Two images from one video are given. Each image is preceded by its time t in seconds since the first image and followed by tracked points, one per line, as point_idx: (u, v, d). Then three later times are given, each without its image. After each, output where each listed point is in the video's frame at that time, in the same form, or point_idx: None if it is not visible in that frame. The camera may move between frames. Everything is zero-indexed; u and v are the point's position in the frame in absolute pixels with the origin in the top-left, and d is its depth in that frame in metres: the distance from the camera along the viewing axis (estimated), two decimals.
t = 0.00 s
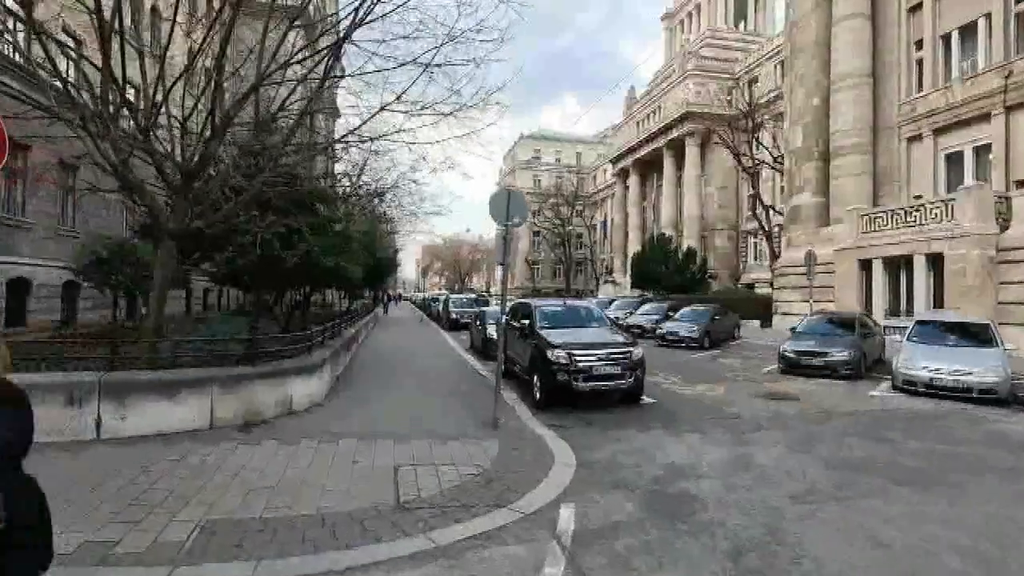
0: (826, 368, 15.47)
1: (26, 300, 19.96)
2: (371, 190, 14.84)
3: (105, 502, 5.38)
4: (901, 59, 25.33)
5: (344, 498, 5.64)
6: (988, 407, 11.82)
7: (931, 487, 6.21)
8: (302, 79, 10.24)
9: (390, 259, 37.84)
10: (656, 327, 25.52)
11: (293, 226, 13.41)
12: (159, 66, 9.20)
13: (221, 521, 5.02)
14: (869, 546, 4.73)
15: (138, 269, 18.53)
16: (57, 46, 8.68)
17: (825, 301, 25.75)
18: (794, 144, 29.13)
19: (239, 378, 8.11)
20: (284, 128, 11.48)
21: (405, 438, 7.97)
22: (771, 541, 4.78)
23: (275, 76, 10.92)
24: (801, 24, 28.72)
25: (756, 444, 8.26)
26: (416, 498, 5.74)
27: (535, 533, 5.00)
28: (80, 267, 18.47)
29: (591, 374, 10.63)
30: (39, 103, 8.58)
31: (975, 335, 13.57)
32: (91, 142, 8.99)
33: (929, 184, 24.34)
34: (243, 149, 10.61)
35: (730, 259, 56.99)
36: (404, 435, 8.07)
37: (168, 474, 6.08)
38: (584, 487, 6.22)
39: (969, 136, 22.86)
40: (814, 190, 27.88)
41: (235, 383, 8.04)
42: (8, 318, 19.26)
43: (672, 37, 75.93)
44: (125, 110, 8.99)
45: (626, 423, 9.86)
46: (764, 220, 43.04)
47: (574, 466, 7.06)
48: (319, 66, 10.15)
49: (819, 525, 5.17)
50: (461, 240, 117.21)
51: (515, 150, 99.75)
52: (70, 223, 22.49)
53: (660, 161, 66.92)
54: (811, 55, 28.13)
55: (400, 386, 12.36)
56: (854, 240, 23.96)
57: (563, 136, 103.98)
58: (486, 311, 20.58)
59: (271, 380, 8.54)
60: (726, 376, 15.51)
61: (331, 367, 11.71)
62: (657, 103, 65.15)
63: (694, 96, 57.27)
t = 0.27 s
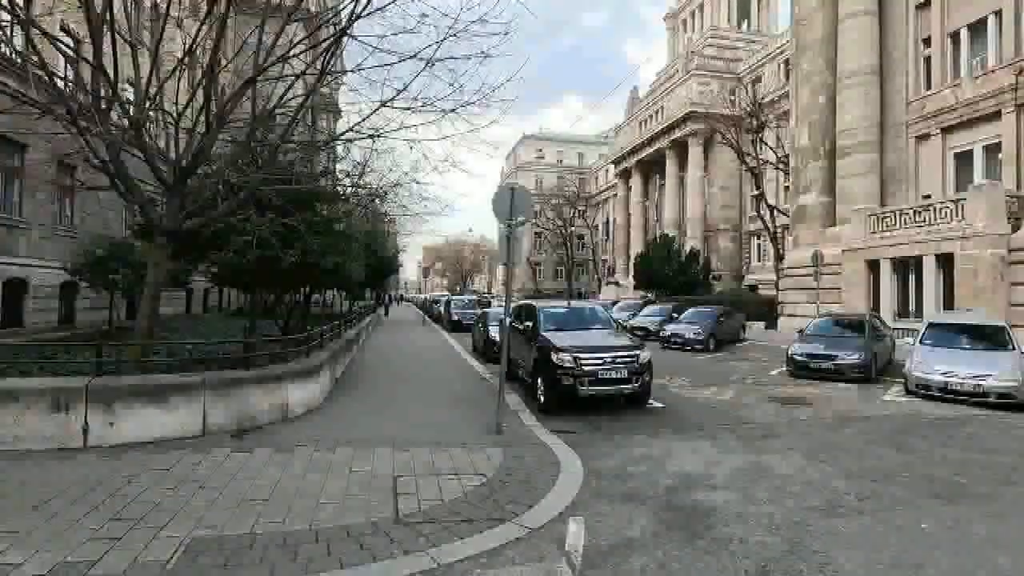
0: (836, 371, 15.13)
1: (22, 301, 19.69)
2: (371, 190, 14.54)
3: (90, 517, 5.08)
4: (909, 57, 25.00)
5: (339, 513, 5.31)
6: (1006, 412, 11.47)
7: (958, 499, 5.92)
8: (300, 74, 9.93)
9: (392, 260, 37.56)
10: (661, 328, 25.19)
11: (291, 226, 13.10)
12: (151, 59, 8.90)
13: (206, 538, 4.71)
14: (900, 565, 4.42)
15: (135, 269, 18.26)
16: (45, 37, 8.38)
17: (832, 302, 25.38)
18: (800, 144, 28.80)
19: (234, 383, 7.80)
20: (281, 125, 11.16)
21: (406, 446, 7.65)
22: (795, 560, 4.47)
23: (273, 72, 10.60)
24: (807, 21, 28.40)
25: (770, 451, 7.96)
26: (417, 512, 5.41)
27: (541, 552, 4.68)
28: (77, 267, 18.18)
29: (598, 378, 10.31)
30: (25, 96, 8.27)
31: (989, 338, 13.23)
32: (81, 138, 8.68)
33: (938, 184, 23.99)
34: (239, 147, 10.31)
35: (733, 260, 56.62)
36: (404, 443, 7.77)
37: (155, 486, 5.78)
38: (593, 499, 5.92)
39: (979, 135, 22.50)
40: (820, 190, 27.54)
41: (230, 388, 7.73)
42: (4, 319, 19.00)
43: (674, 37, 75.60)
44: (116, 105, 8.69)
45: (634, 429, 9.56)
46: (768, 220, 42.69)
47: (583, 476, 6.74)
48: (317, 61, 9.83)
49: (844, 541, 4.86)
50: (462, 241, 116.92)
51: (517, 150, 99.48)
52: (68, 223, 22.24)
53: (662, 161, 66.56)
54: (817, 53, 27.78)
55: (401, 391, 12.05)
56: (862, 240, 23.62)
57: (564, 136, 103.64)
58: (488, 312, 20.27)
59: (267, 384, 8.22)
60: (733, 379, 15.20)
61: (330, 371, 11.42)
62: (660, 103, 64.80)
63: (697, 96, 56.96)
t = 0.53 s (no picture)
0: (848, 375, 14.73)
1: (19, 302, 19.42)
2: (372, 189, 14.27)
3: (69, 532, 4.76)
4: (917, 55, 24.63)
5: (334, 527, 4.98)
6: None
7: (994, 512, 5.57)
8: (298, 68, 9.60)
9: (393, 260, 37.25)
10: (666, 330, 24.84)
11: (290, 225, 12.79)
12: (143, 51, 8.58)
13: (190, 557, 4.38)
14: None
15: (133, 269, 17.98)
16: (31, 27, 8.06)
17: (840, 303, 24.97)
18: (806, 143, 28.46)
19: (229, 387, 7.47)
20: (279, 121, 10.86)
21: (407, 454, 7.33)
22: None
23: (269, 66, 10.28)
24: (813, 19, 28.07)
25: (788, 460, 7.62)
26: (420, 527, 5.07)
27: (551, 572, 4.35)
28: (74, 267, 17.90)
29: (605, 382, 9.95)
30: (10, 88, 7.95)
31: (1008, 340, 12.82)
32: (71, 132, 8.38)
33: (948, 183, 23.60)
34: (235, 143, 10.02)
35: (737, 261, 56.21)
36: (406, 451, 7.45)
37: (141, 499, 5.46)
38: (605, 513, 5.59)
39: (989, 133, 22.13)
40: (827, 189, 27.20)
41: (224, 393, 7.39)
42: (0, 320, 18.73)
43: (677, 37, 75.30)
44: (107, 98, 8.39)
45: (644, 435, 9.22)
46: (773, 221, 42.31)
47: (594, 488, 6.39)
48: (315, 54, 9.50)
49: (878, 561, 4.52)
50: (464, 242, 116.61)
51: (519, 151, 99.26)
52: (66, 223, 21.98)
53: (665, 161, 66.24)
54: (824, 51, 27.43)
55: (402, 396, 11.72)
56: (870, 240, 23.25)
57: (567, 137, 103.35)
58: (491, 314, 19.95)
59: (263, 389, 7.89)
60: (742, 382, 14.84)
61: (329, 375, 11.11)
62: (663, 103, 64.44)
63: (701, 96, 56.63)
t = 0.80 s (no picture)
0: (870, 380, 14.13)
1: (14, 304, 18.97)
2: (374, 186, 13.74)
3: (35, 564, 4.21)
4: (933, 50, 24.03)
5: (333, 558, 4.42)
6: None
7: None
8: (296, 56, 9.08)
9: (397, 261, 36.76)
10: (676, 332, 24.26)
11: (289, 224, 12.26)
12: (132, 37, 8.06)
13: None
14: None
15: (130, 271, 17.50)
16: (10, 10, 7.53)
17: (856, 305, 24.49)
18: (817, 141, 27.87)
19: (222, 397, 6.92)
20: (278, 114, 10.33)
21: (413, 469, 6.79)
22: None
23: (267, 55, 9.75)
24: (824, 15, 27.50)
25: (826, 475, 7.04)
26: (430, 558, 4.50)
27: None
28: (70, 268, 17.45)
29: (623, 390, 9.39)
30: None
31: None
32: (55, 123, 7.83)
33: (966, 182, 22.97)
34: (232, 135, 9.50)
35: (744, 262, 55.53)
36: (412, 466, 6.91)
37: (120, 523, 4.92)
38: (635, 540, 5.03)
39: (1009, 130, 21.51)
40: (840, 189, 26.61)
41: (215, 403, 6.84)
42: None
43: (682, 37, 74.73)
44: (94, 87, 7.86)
45: (665, 446, 8.65)
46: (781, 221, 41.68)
47: (619, 508, 5.82)
48: (315, 41, 8.97)
49: None
50: (467, 243, 116.12)
51: (522, 152, 98.74)
52: (63, 224, 21.54)
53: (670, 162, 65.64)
54: (836, 47, 26.87)
55: (408, 403, 11.19)
56: (886, 241, 22.64)
57: (570, 138, 102.81)
58: (498, 316, 19.40)
59: (258, 397, 7.34)
60: (761, 387, 14.25)
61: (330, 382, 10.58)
62: (668, 102, 63.84)
63: (707, 95, 56.04)
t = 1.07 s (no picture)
0: (883, 382, 13.80)
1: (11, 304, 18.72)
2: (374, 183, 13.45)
3: None
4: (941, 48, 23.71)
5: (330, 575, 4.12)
6: None
7: None
8: (294, 48, 8.78)
9: (398, 262, 36.49)
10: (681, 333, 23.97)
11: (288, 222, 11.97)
12: (123, 26, 7.76)
13: None
14: None
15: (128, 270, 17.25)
16: None
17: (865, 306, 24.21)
18: (824, 140, 27.57)
19: (214, 399, 6.63)
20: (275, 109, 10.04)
21: (413, 476, 6.47)
22: None
23: (264, 48, 9.46)
24: (831, 13, 27.20)
25: (847, 482, 6.72)
26: (430, 575, 4.19)
27: None
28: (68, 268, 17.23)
29: (632, 393, 9.06)
30: None
31: None
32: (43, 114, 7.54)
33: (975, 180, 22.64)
34: (228, 131, 9.20)
35: (747, 262, 55.16)
36: (412, 472, 6.59)
37: (104, 535, 4.62)
38: (652, 554, 4.72)
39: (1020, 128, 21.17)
40: (847, 188, 26.30)
41: (206, 405, 6.53)
42: None
43: (684, 37, 74.41)
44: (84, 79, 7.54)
45: (676, 451, 8.34)
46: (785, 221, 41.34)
47: (632, 520, 5.48)
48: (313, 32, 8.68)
49: None
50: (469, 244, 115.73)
51: (524, 152, 98.45)
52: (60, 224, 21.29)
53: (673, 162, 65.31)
54: (842, 44, 26.57)
55: (410, 405, 10.92)
56: (894, 240, 22.33)
57: (572, 138, 102.49)
58: (501, 316, 19.09)
59: (253, 398, 7.03)
60: (770, 388, 13.94)
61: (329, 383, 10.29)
62: (671, 102, 63.51)
63: (710, 95, 55.75)
